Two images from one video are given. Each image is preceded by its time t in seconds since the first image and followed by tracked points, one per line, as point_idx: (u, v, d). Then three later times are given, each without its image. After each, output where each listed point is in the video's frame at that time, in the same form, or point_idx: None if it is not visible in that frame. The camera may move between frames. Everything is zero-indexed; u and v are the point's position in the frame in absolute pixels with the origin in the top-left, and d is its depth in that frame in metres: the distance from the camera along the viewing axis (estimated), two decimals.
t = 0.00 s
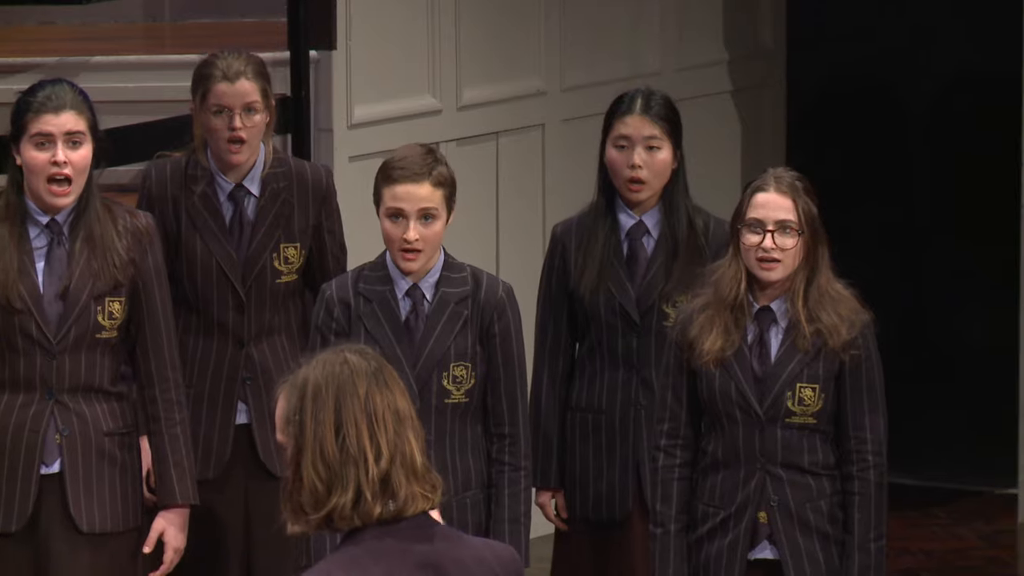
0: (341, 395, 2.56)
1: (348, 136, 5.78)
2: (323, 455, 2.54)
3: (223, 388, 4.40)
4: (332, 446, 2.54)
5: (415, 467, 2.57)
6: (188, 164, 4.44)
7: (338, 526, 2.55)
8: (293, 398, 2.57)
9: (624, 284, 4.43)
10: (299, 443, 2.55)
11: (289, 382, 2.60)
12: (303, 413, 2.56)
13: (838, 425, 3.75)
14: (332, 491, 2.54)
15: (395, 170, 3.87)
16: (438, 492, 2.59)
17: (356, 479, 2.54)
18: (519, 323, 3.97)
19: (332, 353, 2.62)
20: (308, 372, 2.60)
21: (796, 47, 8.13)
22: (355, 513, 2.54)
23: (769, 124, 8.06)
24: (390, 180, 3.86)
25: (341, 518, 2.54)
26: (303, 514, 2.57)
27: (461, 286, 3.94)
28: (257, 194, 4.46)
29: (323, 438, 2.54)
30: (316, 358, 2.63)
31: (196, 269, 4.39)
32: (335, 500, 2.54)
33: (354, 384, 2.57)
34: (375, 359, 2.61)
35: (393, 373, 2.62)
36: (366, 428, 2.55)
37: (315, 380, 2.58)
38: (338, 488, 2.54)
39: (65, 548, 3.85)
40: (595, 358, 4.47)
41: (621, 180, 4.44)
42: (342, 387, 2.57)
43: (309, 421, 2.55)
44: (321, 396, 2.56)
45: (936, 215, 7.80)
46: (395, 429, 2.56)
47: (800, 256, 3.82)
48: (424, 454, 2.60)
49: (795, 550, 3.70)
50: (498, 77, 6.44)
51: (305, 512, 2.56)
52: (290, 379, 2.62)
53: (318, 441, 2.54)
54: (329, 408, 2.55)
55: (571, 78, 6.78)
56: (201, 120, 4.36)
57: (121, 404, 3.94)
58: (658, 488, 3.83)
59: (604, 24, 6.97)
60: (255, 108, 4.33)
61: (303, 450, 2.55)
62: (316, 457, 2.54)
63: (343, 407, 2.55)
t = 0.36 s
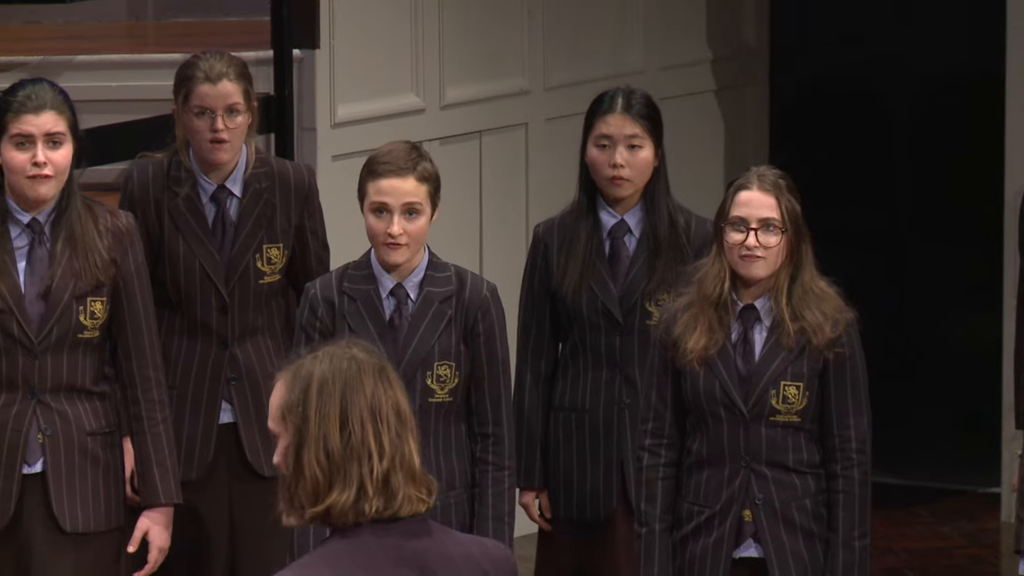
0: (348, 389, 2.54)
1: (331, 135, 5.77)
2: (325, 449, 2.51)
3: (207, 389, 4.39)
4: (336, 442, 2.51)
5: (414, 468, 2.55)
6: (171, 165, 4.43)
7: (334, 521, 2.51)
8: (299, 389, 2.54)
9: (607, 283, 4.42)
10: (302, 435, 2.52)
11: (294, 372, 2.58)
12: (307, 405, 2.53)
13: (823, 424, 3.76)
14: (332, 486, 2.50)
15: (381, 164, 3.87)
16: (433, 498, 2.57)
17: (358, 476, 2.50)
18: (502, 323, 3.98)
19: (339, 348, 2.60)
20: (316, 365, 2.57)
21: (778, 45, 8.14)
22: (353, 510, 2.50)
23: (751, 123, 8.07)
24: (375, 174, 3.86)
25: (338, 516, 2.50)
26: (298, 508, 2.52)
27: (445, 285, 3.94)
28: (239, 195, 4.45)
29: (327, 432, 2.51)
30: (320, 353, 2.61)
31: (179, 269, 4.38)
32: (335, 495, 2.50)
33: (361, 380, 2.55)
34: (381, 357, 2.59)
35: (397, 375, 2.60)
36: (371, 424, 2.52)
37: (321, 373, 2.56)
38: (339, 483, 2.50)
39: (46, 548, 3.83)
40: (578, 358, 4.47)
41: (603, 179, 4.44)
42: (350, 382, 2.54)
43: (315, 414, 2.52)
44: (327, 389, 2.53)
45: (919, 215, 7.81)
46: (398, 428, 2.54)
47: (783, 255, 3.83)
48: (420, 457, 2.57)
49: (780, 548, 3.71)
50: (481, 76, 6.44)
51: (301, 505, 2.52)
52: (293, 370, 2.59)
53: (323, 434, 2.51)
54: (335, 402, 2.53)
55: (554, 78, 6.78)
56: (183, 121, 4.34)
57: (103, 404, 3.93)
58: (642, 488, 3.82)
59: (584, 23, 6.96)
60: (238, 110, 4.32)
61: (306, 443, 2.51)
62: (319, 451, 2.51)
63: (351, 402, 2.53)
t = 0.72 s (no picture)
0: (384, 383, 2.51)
1: (314, 134, 5.76)
2: (359, 442, 2.48)
3: (188, 390, 4.37)
4: (369, 435, 2.48)
5: (442, 468, 2.52)
6: (152, 164, 4.40)
7: (359, 515, 2.48)
8: (336, 379, 2.51)
9: (590, 283, 4.40)
10: (336, 425, 2.50)
11: (332, 361, 2.54)
12: (343, 396, 2.50)
13: (808, 422, 3.75)
14: (360, 479, 2.48)
15: (364, 160, 3.87)
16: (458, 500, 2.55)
17: (388, 471, 2.48)
18: (486, 322, 3.97)
19: (378, 342, 2.57)
20: (355, 357, 2.54)
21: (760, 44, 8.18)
22: (381, 506, 2.47)
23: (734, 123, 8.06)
24: (359, 171, 3.86)
25: (363, 509, 2.47)
26: (325, 496, 2.50)
27: (429, 284, 3.92)
28: (220, 194, 4.44)
29: (362, 425, 2.48)
30: (361, 344, 2.58)
31: (160, 268, 4.36)
32: (363, 490, 2.47)
33: (398, 376, 2.52)
34: (418, 354, 2.57)
35: (432, 373, 2.58)
36: (406, 420, 2.50)
37: (360, 365, 2.53)
38: (369, 477, 2.48)
39: (27, 546, 3.83)
40: (562, 358, 4.45)
41: (586, 178, 4.42)
42: (388, 376, 2.52)
43: (351, 406, 2.49)
44: (365, 382, 2.51)
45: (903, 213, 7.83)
46: (430, 426, 2.52)
47: (767, 253, 3.83)
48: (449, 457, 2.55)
49: (765, 545, 3.70)
50: (464, 75, 6.42)
51: (329, 496, 2.49)
52: (331, 359, 2.57)
53: (357, 425, 2.48)
54: (371, 394, 2.50)
55: (536, 78, 6.78)
56: (163, 120, 4.33)
57: (84, 403, 3.92)
58: (628, 488, 3.81)
59: (565, 22, 6.95)
60: (219, 109, 4.31)
61: (340, 434, 2.49)
62: (352, 443, 2.48)
63: (387, 396, 2.50)
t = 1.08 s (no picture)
0: (434, 377, 2.51)
1: (300, 134, 5.74)
2: (410, 436, 2.47)
3: (168, 390, 4.35)
4: (421, 428, 2.48)
5: (493, 461, 2.52)
6: (135, 163, 4.40)
7: (412, 511, 2.46)
8: (387, 372, 2.51)
9: (578, 282, 4.40)
10: (388, 419, 2.49)
11: (382, 355, 2.55)
12: (394, 389, 2.50)
13: (797, 421, 3.75)
14: (413, 474, 2.47)
15: (349, 158, 3.87)
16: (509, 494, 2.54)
17: (441, 467, 2.47)
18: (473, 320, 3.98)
19: (427, 336, 2.57)
20: (403, 350, 2.54)
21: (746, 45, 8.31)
22: (435, 501, 2.46)
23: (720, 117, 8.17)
24: (345, 168, 3.87)
25: (417, 506, 2.46)
26: (376, 491, 2.48)
27: (415, 283, 3.92)
28: (202, 194, 4.43)
29: (414, 419, 2.48)
30: (409, 339, 2.57)
31: (141, 268, 4.35)
32: (417, 485, 2.46)
33: (447, 370, 2.52)
34: (466, 348, 2.57)
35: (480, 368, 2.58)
36: (455, 415, 2.50)
37: (409, 359, 2.52)
38: (421, 471, 2.47)
39: (10, 545, 3.80)
40: (550, 359, 4.44)
41: (573, 178, 4.41)
42: (437, 369, 2.52)
43: (402, 399, 2.49)
44: (416, 375, 2.51)
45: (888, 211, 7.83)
46: (481, 420, 2.52)
47: (755, 252, 3.82)
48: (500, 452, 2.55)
49: (756, 545, 3.69)
50: (449, 75, 6.41)
51: (381, 491, 2.47)
52: (381, 353, 2.57)
53: (409, 420, 2.48)
54: (422, 388, 2.50)
55: (521, 77, 6.79)
56: (146, 120, 4.31)
57: (67, 402, 3.90)
58: (618, 488, 3.79)
59: (550, 22, 6.94)
60: (202, 110, 4.29)
61: (393, 428, 2.48)
62: (404, 439, 2.47)
63: (439, 389, 2.50)
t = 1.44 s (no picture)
0: (447, 375, 2.52)
1: (284, 132, 5.72)
2: (421, 433, 2.50)
3: (148, 385, 4.34)
4: (432, 427, 2.50)
5: (508, 460, 2.50)
6: (116, 160, 4.38)
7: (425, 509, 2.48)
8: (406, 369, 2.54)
9: (565, 279, 4.39)
10: (404, 416, 2.52)
11: (408, 349, 2.58)
12: (410, 385, 2.53)
13: (783, 418, 3.75)
14: (425, 472, 2.49)
15: (334, 155, 3.87)
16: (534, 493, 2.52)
17: (451, 466, 2.48)
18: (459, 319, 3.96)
19: (452, 331, 2.59)
20: (426, 346, 2.57)
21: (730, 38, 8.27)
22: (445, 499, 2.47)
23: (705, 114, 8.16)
24: (330, 165, 3.86)
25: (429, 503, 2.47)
26: (396, 487, 2.52)
27: (400, 280, 3.92)
28: (184, 190, 4.43)
29: (424, 417, 2.50)
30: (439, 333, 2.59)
31: (122, 265, 4.34)
32: (427, 482, 2.47)
33: (463, 367, 2.53)
34: (490, 344, 2.56)
35: (507, 365, 2.56)
36: (467, 413, 2.50)
37: (427, 355, 2.54)
38: (431, 469, 2.48)
39: None
40: (536, 357, 4.44)
41: (559, 175, 4.41)
42: (451, 366, 2.53)
43: (414, 398, 2.52)
44: (430, 371, 2.53)
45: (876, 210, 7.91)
46: (496, 419, 2.51)
47: (741, 249, 3.83)
48: (523, 452, 2.53)
49: (744, 542, 3.68)
50: (434, 72, 6.40)
51: (397, 487, 2.50)
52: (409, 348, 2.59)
53: (420, 417, 2.51)
54: (434, 385, 2.52)
55: (506, 74, 6.79)
56: (129, 117, 4.30)
57: (55, 399, 3.89)
58: (604, 486, 3.79)
59: (535, 19, 6.94)
60: (185, 107, 4.29)
61: (405, 425, 2.51)
62: (417, 434, 2.51)
63: (450, 389, 2.51)
